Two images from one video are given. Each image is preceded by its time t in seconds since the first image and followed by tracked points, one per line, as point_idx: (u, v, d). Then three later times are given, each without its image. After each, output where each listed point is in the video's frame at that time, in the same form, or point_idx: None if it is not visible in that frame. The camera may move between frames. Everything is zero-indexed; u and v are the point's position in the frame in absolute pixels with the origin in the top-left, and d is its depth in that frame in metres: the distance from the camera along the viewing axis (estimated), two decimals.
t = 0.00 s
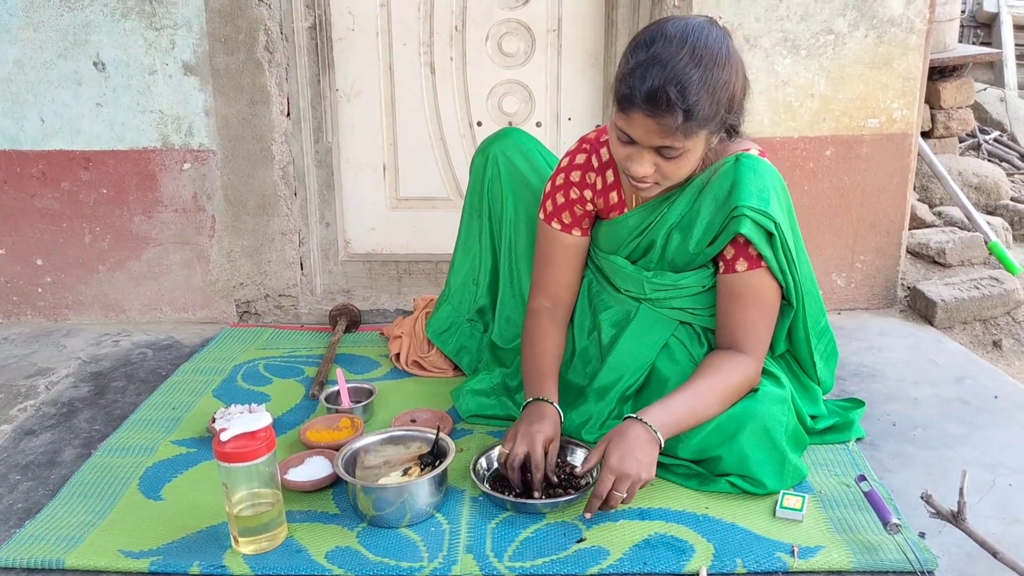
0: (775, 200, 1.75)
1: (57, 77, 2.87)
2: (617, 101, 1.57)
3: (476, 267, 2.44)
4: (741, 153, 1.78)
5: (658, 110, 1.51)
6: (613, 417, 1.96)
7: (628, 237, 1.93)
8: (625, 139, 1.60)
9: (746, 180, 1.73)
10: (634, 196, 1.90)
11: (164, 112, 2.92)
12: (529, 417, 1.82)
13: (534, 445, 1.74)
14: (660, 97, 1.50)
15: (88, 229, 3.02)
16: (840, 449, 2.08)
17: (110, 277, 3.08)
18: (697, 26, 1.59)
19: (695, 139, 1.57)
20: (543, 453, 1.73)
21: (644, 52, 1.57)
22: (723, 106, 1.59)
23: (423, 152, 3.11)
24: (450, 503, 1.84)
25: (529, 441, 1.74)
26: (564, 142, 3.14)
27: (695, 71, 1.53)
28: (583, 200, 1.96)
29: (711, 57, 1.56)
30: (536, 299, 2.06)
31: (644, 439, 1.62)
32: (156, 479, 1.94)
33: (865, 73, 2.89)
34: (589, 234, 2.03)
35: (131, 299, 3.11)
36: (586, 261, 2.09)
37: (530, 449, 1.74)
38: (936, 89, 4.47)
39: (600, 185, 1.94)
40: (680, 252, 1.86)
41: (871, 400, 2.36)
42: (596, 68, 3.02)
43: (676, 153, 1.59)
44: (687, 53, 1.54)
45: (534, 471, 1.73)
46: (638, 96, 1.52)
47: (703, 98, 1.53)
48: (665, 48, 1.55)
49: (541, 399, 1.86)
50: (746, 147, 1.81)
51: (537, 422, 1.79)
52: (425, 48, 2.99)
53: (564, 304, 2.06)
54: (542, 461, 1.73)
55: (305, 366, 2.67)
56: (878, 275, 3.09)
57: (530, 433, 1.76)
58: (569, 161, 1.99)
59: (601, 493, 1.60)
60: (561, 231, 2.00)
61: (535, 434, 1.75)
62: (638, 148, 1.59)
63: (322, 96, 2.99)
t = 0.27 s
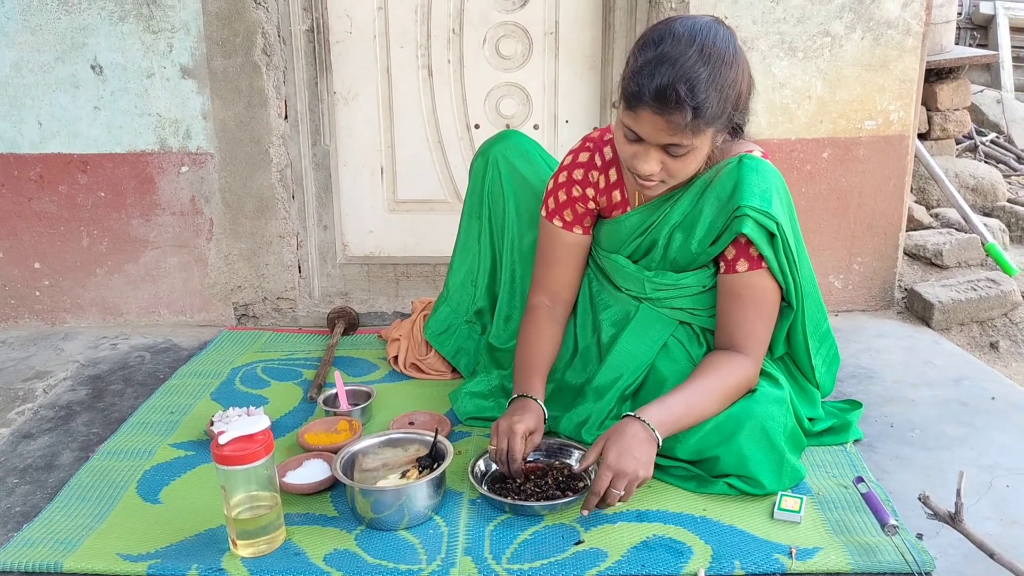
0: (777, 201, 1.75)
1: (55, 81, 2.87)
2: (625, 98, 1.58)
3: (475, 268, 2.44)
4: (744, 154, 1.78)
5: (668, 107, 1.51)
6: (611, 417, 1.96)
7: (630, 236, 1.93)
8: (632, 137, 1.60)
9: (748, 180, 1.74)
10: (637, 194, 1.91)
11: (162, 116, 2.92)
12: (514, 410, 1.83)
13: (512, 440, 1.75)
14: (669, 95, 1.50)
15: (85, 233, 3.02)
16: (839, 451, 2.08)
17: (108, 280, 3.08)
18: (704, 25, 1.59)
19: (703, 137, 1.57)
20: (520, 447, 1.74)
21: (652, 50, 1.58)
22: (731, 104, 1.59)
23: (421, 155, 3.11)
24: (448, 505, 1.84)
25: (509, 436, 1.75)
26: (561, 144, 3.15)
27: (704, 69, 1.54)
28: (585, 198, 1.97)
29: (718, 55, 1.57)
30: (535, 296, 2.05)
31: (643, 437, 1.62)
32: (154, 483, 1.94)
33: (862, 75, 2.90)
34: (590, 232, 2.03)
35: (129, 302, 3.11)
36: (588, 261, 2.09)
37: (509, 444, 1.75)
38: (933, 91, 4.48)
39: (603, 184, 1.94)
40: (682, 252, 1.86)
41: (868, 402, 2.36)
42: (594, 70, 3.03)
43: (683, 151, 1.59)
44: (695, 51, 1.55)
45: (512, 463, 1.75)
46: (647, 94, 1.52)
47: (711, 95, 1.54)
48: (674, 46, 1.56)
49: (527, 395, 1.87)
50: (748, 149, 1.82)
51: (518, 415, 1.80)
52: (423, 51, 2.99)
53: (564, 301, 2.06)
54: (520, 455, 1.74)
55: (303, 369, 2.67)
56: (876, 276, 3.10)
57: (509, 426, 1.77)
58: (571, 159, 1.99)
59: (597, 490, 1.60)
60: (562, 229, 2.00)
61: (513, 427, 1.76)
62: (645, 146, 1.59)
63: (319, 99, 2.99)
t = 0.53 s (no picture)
0: (776, 202, 1.76)
1: (53, 83, 2.87)
2: (624, 95, 1.58)
3: (474, 270, 2.44)
4: (744, 156, 1.79)
5: (666, 103, 1.52)
6: (610, 418, 1.96)
7: (629, 236, 1.93)
8: (631, 134, 1.60)
9: (749, 181, 1.74)
10: (637, 195, 1.91)
11: (160, 118, 2.92)
12: (511, 413, 1.84)
13: (509, 442, 1.75)
14: (668, 91, 1.51)
15: (83, 235, 3.02)
16: (837, 453, 2.08)
17: (106, 282, 3.08)
18: (703, 23, 1.60)
19: (701, 134, 1.58)
20: (517, 448, 1.74)
21: (651, 47, 1.59)
22: (729, 101, 1.60)
23: (420, 157, 3.11)
24: (446, 507, 1.83)
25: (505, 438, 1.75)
26: (560, 147, 3.15)
27: (702, 66, 1.54)
28: (586, 199, 1.97)
29: (718, 53, 1.58)
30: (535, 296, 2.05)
31: (642, 439, 1.62)
32: (153, 485, 1.94)
33: (859, 78, 2.90)
34: (590, 233, 2.03)
35: (127, 305, 3.11)
36: (587, 261, 2.09)
37: (505, 446, 1.75)
38: (930, 94, 4.48)
39: (603, 184, 1.95)
40: (682, 252, 1.86)
41: (867, 404, 2.36)
42: (592, 73, 3.04)
43: (682, 148, 1.59)
44: (694, 48, 1.56)
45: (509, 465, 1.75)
46: (646, 90, 1.53)
47: (710, 92, 1.54)
48: (673, 43, 1.56)
49: (524, 395, 1.87)
50: (747, 150, 1.82)
51: (516, 417, 1.80)
52: (421, 53, 3.00)
53: (564, 302, 2.06)
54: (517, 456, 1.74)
55: (301, 371, 2.67)
56: (874, 278, 3.10)
57: (505, 429, 1.77)
58: (572, 160, 1.99)
59: (598, 491, 1.60)
60: (562, 230, 2.00)
61: (507, 431, 1.76)
62: (644, 144, 1.59)
63: (318, 101, 3.00)
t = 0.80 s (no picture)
0: (774, 202, 1.76)
1: (52, 82, 2.87)
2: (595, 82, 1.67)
3: (472, 270, 2.44)
4: (742, 155, 1.79)
5: (623, 81, 1.58)
6: (608, 418, 1.96)
7: (628, 237, 1.93)
8: (604, 119, 1.66)
9: (747, 181, 1.74)
10: (635, 194, 1.93)
11: (159, 117, 2.92)
12: (541, 426, 1.79)
13: (552, 456, 1.73)
14: (624, 70, 1.57)
15: (83, 234, 3.02)
16: (836, 452, 2.08)
17: (105, 281, 3.08)
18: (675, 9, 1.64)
19: (666, 115, 1.60)
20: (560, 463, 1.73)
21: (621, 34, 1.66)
22: (700, 81, 1.60)
23: (419, 156, 3.11)
24: (445, 507, 1.84)
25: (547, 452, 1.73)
26: (559, 146, 3.15)
27: (663, 45, 1.58)
28: (585, 199, 1.98)
29: (682, 34, 1.60)
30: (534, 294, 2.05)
31: (639, 441, 1.62)
32: (152, 484, 1.94)
33: (859, 77, 2.90)
34: (590, 234, 2.03)
35: (126, 304, 3.11)
36: (587, 262, 2.09)
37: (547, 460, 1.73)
38: (930, 93, 4.48)
39: (602, 184, 1.96)
40: (680, 253, 1.87)
41: (866, 403, 2.36)
42: (591, 72, 3.04)
43: (650, 130, 1.61)
44: (658, 29, 1.60)
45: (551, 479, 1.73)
46: (606, 72, 1.60)
47: (671, 70, 1.57)
48: (639, 27, 1.62)
49: (557, 407, 1.83)
50: (746, 150, 1.83)
51: (553, 430, 1.76)
52: (421, 52, 3.00)
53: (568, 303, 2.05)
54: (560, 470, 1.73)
55: (300, 370, 2.67)
56: (873, 277, 3.10)
57: (546, 443, 1.74)
58: (570, 160, 2.00)
59: (595, 493, 1.60)
60: (562, 231, 2.00)
61: (556, 445, 1.74)
62: (614, 128, 1.64)
63: (317, 100, 3.00)
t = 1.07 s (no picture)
0: (773, 195, 1.76)
1: (53, 81, 2.87)
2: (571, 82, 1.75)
3: (472, 269, 2.43)
4: (741, 150, 1.79)
5: (583, 72, 1.64)
6: (610, 416, 1.96)
7: (628, 233, 1.93)
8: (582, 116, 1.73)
9: (745, 174, 1.74)
10: (633, 190, 1.93)
11: (160, 116, 2.92)
12: (541, 414, 1.82)
13: (548, 442, 1.75)
14: (582, 62, 1.65)
15: (83, 233, 3.02)
16: (836, 451, 2.08)
17: (106, 280, 3.08)
18: None
19: (631, 97, 1.62)
20: (555, 448, 1.74)
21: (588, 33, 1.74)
22: (659, 60, 1.62)
23: (420, 155, 3.11)
24: (446, 506, 1.84)
25: (544, 437, 1.75)
26: (559, 146, 3.15)
27: (617, 32, 1.63)
28: (584, 196, 1.98)
29: (636, 19, 1.65)
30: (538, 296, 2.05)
31: (642, 440, 1.62)
32: (153, 483, 1.94)
33: (860, 77, 2.90)
34: (590, 232, 2.03)
35: (127, 303, 3.11)
36: (589, 261, 2.09)
37: (544, 445, 1.75)
38: (931, 92, 4.47)
39: (600, 181, 1.97)
40: (680, 247, 1.87)
41: (867, 403, 2.36)
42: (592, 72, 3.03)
43: (618, 114, 1.64)
44: (614, 19, 1.66)
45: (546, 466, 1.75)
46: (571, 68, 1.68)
47: (625, 52, 1.61)
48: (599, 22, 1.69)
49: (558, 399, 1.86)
50: (745, 144, 1.83)
51: (552, 418, 1.80)
52: (422, 52, 3.00)
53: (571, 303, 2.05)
54: (554, 456, 1.74)
55: (301, 370, 2.67)
56: (874, 277, 3.10)
57: (544, 428, 1.77)
58: (569, 158, 2.01)
59: (601, 494, 1.61)
60: (562, 228, 2.00)
61: (552, 431, 1.76)
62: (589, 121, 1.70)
63: (318, 100, 3.00)
